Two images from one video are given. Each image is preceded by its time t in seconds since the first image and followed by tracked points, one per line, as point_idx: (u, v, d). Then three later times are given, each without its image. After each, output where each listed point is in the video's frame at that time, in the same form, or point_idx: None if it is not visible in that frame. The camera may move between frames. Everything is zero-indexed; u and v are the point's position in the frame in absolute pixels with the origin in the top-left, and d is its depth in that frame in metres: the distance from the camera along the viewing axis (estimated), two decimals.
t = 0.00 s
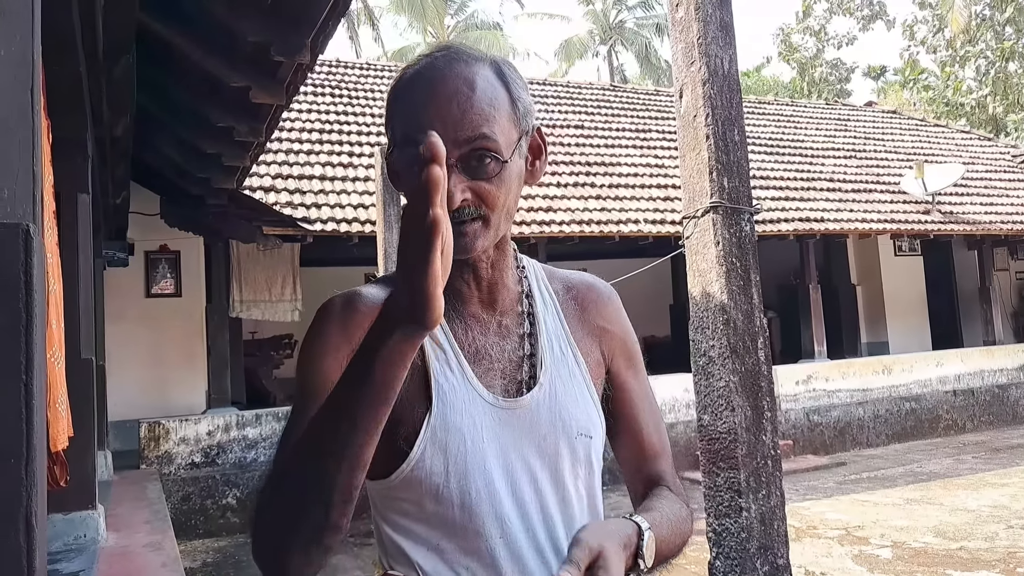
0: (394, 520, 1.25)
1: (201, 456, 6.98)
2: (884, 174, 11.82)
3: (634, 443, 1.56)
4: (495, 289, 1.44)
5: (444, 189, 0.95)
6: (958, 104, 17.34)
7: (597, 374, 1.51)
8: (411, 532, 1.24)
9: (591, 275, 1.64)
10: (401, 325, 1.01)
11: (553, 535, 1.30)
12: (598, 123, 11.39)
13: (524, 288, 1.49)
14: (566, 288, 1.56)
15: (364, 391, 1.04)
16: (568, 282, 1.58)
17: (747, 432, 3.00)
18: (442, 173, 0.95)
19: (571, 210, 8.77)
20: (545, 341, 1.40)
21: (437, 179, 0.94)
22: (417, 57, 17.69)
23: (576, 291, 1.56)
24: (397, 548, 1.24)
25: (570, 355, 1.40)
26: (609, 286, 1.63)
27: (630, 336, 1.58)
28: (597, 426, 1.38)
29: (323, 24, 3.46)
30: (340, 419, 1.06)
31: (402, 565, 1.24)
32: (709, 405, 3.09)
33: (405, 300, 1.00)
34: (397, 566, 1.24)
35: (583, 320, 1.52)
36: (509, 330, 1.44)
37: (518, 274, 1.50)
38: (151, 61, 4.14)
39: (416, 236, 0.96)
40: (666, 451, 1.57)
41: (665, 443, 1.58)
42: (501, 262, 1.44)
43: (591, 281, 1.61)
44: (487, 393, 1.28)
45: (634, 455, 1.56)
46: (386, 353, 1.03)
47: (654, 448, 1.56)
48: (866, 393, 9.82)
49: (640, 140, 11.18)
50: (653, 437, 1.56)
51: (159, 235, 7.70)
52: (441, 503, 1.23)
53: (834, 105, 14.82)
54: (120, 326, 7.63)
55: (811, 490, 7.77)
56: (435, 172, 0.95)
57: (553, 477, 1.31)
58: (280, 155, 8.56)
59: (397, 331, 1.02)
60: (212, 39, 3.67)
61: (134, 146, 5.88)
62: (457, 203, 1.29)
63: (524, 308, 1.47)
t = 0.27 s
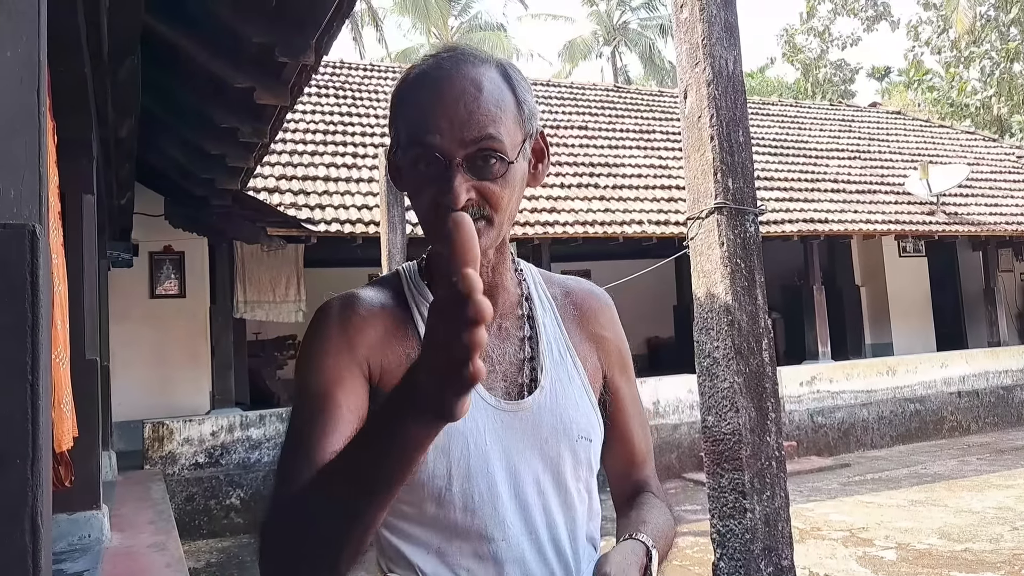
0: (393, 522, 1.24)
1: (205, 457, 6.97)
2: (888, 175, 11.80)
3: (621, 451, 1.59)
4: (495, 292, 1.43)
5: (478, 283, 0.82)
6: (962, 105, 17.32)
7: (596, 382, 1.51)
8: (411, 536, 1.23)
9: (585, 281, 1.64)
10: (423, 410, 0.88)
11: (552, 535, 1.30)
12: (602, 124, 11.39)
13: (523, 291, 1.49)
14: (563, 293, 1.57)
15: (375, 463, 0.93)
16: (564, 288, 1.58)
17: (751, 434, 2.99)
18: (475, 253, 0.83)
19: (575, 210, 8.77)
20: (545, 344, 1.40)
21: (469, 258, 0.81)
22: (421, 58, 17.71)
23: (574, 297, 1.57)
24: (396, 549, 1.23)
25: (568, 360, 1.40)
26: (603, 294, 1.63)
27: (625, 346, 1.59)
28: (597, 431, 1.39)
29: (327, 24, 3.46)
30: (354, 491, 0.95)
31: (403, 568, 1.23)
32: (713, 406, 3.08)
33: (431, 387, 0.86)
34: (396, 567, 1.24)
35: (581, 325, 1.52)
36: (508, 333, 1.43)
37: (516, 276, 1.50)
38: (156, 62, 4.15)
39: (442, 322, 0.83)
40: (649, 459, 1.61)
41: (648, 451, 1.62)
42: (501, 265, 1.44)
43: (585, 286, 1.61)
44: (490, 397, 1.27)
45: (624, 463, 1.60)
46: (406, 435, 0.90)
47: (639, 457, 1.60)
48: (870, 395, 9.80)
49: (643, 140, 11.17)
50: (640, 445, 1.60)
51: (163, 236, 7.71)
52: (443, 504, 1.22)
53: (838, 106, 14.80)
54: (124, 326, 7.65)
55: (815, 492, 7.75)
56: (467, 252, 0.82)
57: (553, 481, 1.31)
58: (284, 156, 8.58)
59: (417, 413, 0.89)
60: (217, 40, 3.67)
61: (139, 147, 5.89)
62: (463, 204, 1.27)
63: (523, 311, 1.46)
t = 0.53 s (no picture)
0: (392, 521, 1.24)
1: (205, 456, 6.97)
2: (891, 177, 11.79)
3: (629, 451, 1.57)
4: (496, 291, 1.44)
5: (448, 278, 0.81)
6: (964, 108, 17.33)
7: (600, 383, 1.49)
8: (409, 535, 1.23)
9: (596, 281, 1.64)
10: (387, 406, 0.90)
11: (551, 538, 1.30)
12: (604, 125, 11.38)
13: (527, 290, 1.49)
14: (570, 293, 1.55)
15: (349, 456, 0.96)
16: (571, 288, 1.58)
17: (752, 435, 2.99)
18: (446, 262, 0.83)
19: (576, 211, 8.77)
20: (546, 344, 1.39)
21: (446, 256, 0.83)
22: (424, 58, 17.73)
23: (582, 296, 1.55)
24: (395, 548, 1.24)
25: (572, 359, 1.40)
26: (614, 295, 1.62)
27: (634, 347, 1.57)
28: (599, 430, 1.37)
29: (330, 23, 3.45)
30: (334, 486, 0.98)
31: (401, 566, 1.23)
32: (714, 408, 3.08)
33: (393, 390, 0.88)
34: (395, 568, 1.24)
35: (586, 325, 1.51)
36: (510, 332, 1.43)
37: (519, 275, 1.50)
38: (159, 60, 4.15)
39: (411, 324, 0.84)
40: (660, 461, 1.59)
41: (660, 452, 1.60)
42: (503, 263, 1.44)
43: (593, 285, 1.60)
44: (488, 398, 1.27)
45: (631, 463, 1.58)
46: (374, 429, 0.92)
47: (650, 458, 1.57)
48: (871, 397, 9.78)
49: (646, 142, 11.17)
50: (649, 447, 1.57)
51: (165, 235, 7.71)
52: (441, 504, 1.22)
53: (840, 108, 14.80)
54: (125, 325, 7.64)
55: (816, 494, 7.74)
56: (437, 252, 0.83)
57: (552, 481, 1.30)
58: (286, 156, 8.58)
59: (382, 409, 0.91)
60: (220, 39, 3.67)
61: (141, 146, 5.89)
62: (458, 198, 1.27)
63: (526, 311, 1.46)
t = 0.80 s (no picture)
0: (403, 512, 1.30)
1: (207, 458, 6.98)
2: (891, 177, 11.79)
3: (659, 461, 1.51)
4: (508, 290, 1.45)
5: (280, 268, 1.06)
6: (964, 108, 17.33)
7: (621, 387, 1.45)
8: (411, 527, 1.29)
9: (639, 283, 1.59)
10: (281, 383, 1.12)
11: (542, 546, 1.29)
12: (605, 126, 11.39)
13: (545, 289, 1.49)
14: (601, 292, 1.52)
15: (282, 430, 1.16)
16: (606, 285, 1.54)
17: (754, 436, 2.98)
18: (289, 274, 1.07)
19: (577, 212, 8.77)
20: (557, 346, 1.39)
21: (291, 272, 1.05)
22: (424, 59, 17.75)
23: (615, 296, 1.52)
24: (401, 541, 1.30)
25: (586, 361, 1.39)
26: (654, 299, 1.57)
27: (668, 352, 1.51)
28: (606, 438, 1.35)
29: (331, 25, 3.46)
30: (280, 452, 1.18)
31: (404, 556, 1.30)
32: (716, 408, 3.08)
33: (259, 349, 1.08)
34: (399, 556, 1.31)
35: (612, 325, 1.47)
36: (522, 331, 1.44)
37: (541, 273, 1.51)
38: (159, 62, 4.15)
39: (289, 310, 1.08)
40: (695, 473, 1.52)
41: (696, 463, 1.53)
42: (512, 265, 1.44)
43: (631, 284, 1.56)
44: (487, 399, 1.29)
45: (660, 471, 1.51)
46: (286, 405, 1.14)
47: (683, 469, 1.50)
48: (872, 397, 9.77)
49: (646, 142, 11.17)
50: (682, 456, 1.51)
51: (166, 237, 7.72)
52: (438, 502, 1.26)
53: (841, 109, 14.80)
54: (126, 326, 7.65)
55: (817, 494, 7.73)
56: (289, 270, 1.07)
57: (549, 489, 1.30)
58: (287, 157, 8.58)
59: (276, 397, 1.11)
60: (222, 41, 3.68)
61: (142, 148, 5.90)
62: (424, 199, 1.34)
63: (541, 310, 1.47)
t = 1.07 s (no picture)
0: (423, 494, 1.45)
1: (208, 459, 7.07)
2: (892, 178, 11.78)
3: (681, 484, 1.33)
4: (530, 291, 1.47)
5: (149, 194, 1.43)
6: (966, 108, 17.32)
7: (625, 395, 1.34)
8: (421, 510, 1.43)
9: (685, 286, 1.41)
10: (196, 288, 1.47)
11: (517, 550, 1.29)
12: (606, 126, 11.39)
13: (564, 288, 1.44)
14: (631, 291, 1.39)
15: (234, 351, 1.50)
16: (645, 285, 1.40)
17: (755, 437, 2.98)
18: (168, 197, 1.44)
19: (578, 212, 8.76)
20: (555, 348, 1.35)
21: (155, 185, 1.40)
22: (425, 60, 17.76)
23: (640, 294, 1.38)
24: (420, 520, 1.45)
25: (582, 364, 1.32)
26: (696, 303, 1.38)
27: (695, 362, 1.32)
28: (591, 447, 1.28)
29: (332, 26, 3.46)
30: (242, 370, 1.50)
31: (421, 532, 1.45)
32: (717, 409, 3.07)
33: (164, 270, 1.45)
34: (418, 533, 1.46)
35: (628, 329, 1.36)
36: (526, 331, 1.44)
37: (566, 272, 1.46)
38: (160, 63, 4.15)
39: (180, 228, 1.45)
40: (726, 502, 1.30)
41: (731, 493, 1.31)
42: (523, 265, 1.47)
43: (668, 286, 1.39)
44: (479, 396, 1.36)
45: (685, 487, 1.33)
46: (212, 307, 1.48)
47: (709, 495, 1.30)
48: (873, 398, 9.76)
49: (648, 143, 11.16)
50: (708, 481, 1.30)
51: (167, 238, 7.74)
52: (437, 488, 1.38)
53: (842, 109, 14.79)
54: (127, 327, 7.65)
55: (819, 495, 7.72)
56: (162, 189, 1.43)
57: (529, 494, 1.30)
58: (288, 158, 8.59)
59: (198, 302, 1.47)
60: (222, 43, 3.67)
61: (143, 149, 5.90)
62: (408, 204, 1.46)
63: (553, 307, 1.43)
